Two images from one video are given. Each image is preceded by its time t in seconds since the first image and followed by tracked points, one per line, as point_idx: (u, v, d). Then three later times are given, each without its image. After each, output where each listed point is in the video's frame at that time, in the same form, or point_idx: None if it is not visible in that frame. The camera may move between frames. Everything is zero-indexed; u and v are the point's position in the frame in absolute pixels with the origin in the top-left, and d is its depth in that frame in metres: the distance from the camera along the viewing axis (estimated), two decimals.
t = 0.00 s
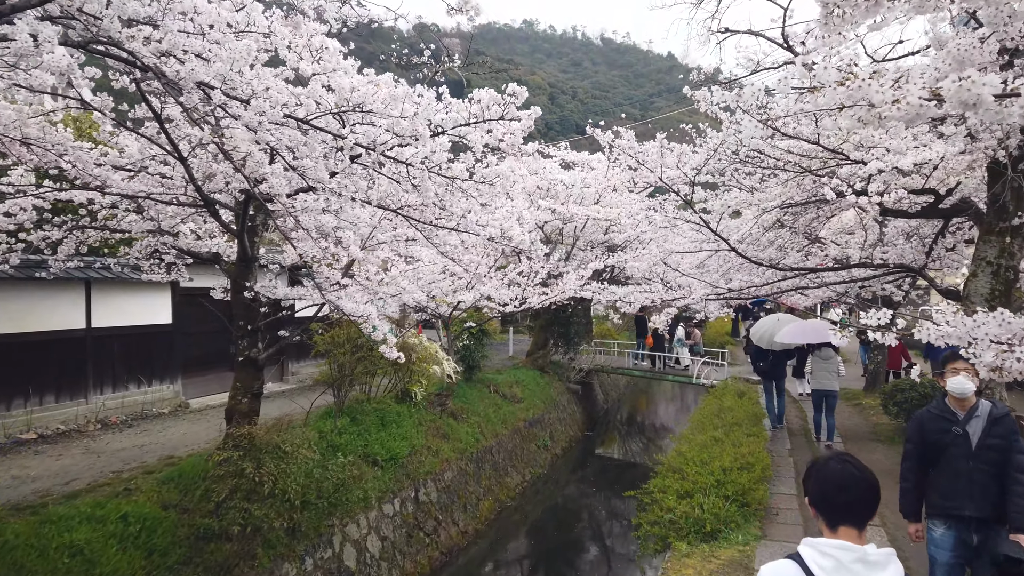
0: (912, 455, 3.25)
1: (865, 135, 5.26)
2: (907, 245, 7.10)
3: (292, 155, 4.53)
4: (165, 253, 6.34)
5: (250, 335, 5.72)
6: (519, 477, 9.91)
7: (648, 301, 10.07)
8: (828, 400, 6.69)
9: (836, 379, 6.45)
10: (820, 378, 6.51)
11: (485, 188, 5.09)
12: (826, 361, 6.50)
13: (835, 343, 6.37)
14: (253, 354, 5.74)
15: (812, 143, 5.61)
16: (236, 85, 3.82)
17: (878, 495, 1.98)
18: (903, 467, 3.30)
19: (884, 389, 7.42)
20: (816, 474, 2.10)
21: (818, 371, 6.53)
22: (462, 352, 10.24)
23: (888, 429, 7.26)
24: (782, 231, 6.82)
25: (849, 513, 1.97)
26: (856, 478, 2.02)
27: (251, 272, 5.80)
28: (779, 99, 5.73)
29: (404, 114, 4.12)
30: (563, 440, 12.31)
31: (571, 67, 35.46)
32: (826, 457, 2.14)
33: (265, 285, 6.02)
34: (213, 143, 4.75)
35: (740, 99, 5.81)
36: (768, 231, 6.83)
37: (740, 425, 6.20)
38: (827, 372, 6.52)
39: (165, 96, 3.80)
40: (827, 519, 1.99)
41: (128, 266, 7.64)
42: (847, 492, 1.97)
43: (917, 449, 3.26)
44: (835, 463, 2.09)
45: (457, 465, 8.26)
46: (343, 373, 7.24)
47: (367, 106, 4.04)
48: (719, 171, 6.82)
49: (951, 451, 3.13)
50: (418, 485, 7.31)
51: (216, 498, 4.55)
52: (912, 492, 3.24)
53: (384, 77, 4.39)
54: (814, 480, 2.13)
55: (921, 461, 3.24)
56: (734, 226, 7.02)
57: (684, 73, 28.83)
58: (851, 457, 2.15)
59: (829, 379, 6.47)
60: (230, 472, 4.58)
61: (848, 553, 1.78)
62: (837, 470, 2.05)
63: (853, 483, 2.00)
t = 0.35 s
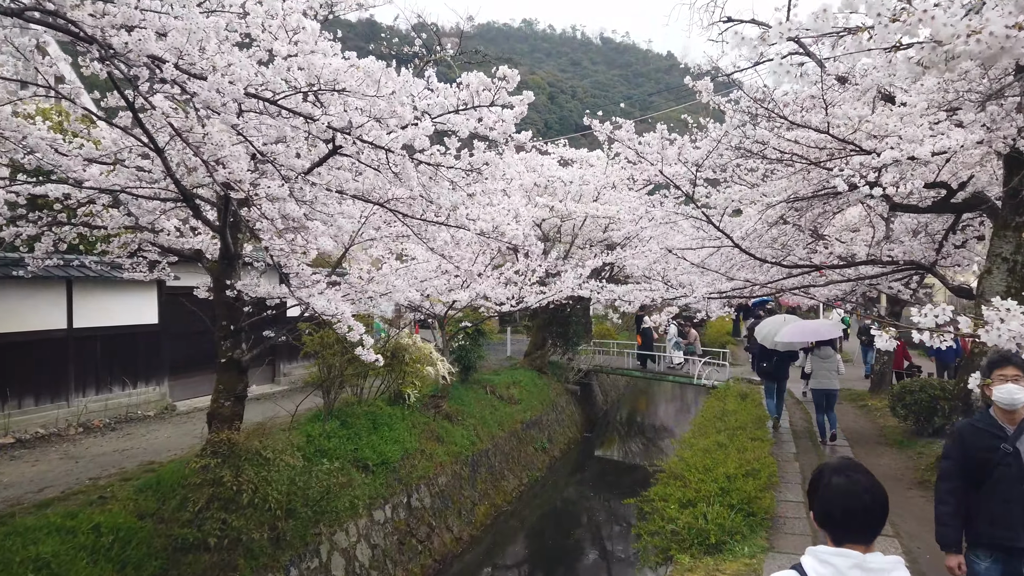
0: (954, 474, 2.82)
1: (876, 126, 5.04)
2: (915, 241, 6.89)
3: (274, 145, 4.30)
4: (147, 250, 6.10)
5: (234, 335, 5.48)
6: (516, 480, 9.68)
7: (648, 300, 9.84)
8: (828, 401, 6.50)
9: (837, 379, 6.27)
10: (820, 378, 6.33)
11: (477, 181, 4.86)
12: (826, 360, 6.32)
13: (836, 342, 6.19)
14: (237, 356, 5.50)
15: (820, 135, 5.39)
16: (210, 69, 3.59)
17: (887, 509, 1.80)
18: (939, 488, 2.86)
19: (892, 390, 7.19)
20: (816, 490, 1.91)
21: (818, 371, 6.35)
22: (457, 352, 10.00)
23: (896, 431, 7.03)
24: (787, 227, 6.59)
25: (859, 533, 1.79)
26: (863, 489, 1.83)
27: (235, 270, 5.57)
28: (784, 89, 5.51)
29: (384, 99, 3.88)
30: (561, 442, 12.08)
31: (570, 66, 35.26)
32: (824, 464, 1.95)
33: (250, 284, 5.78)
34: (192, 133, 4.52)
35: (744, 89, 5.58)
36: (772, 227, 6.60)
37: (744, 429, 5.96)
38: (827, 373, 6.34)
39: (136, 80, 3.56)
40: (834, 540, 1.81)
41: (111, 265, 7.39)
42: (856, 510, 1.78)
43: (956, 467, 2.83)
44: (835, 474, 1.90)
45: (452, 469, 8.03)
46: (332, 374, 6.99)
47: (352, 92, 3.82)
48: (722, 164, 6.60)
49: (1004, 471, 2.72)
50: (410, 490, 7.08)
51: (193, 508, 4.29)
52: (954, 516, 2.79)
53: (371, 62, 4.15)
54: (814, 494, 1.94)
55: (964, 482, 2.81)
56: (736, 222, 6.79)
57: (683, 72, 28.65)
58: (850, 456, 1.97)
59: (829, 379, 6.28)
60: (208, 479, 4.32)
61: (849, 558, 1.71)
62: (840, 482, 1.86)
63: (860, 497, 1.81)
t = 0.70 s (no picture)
0: None
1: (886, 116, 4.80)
2: (923, 239, 6.65)
3: (249, 135, 4.04)
4: (123, 248, 5.83)
5: (213, 337, 5.23)
6: (511, 485, 9.43)
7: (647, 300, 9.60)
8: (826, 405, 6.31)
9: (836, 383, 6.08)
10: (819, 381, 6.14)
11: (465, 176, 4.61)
12: (826, 363, 6.12)
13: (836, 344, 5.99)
14: (216, 359, 5.24)
15: (827, 127, 5.15)
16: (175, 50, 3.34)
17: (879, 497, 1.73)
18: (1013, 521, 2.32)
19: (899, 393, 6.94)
20: (806, 477, 1.85)
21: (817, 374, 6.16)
22: (450, 354, 9.75)
23: (903, 436, 6.78)
24: (791, 225, 6.36)
25: (847, 521, 1.72)
26: (854, 476, 1.76)
27: (215, 269, 5.31)
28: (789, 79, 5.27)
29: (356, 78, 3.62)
30: (558, 445, 11.82)
31: (569, 66, 35.06)
32: (816, 449, 1.88)
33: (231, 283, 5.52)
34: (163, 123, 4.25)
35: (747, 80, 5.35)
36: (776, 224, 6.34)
37: (745, 434, 5.72)
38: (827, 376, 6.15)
39: (95, 61, 3.30)
40: (823, 529, 1.75)
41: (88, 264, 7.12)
42: (844, 498, 1.71)
43: None
44: (826, 459, 1.82)
45: (444, 475, 7.78)
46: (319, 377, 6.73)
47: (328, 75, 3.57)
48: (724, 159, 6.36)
49: None
50: (399, 497, 6.82)
51: (162, 522, 4.01)
52: None
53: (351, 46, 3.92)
54: (804, 481, 1.87)
55: None
56: (738, 220, 6.55)
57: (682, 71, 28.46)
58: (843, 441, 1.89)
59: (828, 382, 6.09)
60: (178, 490, 4.06)
61: (835, 545, 1.65)
62: (831, 468, 1.79)
63: (850, 483, 1.74)
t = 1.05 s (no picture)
0: None
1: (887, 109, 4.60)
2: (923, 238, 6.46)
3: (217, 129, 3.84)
4: (96, 249, 5.62)
5: (186, 341, 5.01)
6: (503, 491, 9.21)
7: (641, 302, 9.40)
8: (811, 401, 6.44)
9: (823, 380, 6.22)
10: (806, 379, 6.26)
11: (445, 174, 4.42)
12: (813, 361, 6.24)
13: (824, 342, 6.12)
14: (189, 364, 5.03)
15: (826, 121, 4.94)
16: (129, 35, 3.13)
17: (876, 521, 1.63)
18: None
19: (898, 397, 6.74)
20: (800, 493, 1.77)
21: (804, 372, 6.28)
22: (441, 356, 9.55)
23: (904, 441, 6.58)
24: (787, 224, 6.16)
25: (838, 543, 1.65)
26: (852, 496, 1.67)
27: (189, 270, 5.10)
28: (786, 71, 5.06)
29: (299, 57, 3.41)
30: (552, 449, 11.62)
31: (566, 66, 34.88)
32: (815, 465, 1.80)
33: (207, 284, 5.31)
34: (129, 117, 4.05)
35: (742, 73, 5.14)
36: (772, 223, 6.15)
37: (740, 441, 5.52)
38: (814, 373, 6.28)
39: (45, 47, 3.09)
40: (814, 550, 1.67)
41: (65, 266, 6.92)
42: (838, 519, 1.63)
43: None
44: (823, 477, 1.74)
45: (432, 481, 7.56)
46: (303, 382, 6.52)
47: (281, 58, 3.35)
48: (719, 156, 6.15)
49: None
50: (385, 506, 6.61)
51: (123, 539, 3.75)
52: None
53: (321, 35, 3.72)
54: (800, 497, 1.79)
55: None
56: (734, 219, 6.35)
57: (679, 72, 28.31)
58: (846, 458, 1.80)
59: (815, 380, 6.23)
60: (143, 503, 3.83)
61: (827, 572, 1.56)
62: (828, 486, 1.71)
63: (845, 503, 1.65)
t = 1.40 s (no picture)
0: None
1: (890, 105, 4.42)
2: (925, 239, 6.29)
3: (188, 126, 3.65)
4: (70, 251, 5.43)
5: (163, 346, 4.81)
6: (496, 498, 9.02)
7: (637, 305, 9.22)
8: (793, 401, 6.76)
9: (803, 383, 6.53)
10: (787, 382, 6.57)
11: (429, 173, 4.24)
12: (794, 364, 6.53)
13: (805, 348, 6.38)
14: (166, 371, 4.84)
15: (826, 118, 4.76)
16: (89, 23, 2.95)
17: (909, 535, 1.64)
18: None
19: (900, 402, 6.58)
20: (833, 494, 1.78)
21: (786, 374, 6.58)
22: (434, 360, 9.37)
23: (905, 448, 6.42)
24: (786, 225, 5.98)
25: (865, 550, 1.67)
26: (887, 505, 1.68)
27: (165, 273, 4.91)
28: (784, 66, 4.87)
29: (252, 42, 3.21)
30: (547, 454, 11.43)
31: (563, 68, 34.72)
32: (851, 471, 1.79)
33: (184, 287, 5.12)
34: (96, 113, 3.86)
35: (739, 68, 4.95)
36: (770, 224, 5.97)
37: (737, 449, 5.37)
38: (795, 376, 6.57)
39: None
40: (839, 552, 1.69)
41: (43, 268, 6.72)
42: (870, 528, 1.64)
43: None
44: (858, 482, 1.75)
45: (423, 489, 7.38)
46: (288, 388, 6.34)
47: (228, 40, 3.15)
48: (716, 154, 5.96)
49: None
50: (373, 515, 6.42)
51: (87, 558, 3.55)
52: None
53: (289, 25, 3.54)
54: (832, 494, 1.80)
55: None
56: (731, 219, 6.16)
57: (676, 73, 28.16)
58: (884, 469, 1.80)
59: (795, 382, 6.54)
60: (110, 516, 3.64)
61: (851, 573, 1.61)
62: (862, 492, 1.71)
63: (880, 512, 1.66)
